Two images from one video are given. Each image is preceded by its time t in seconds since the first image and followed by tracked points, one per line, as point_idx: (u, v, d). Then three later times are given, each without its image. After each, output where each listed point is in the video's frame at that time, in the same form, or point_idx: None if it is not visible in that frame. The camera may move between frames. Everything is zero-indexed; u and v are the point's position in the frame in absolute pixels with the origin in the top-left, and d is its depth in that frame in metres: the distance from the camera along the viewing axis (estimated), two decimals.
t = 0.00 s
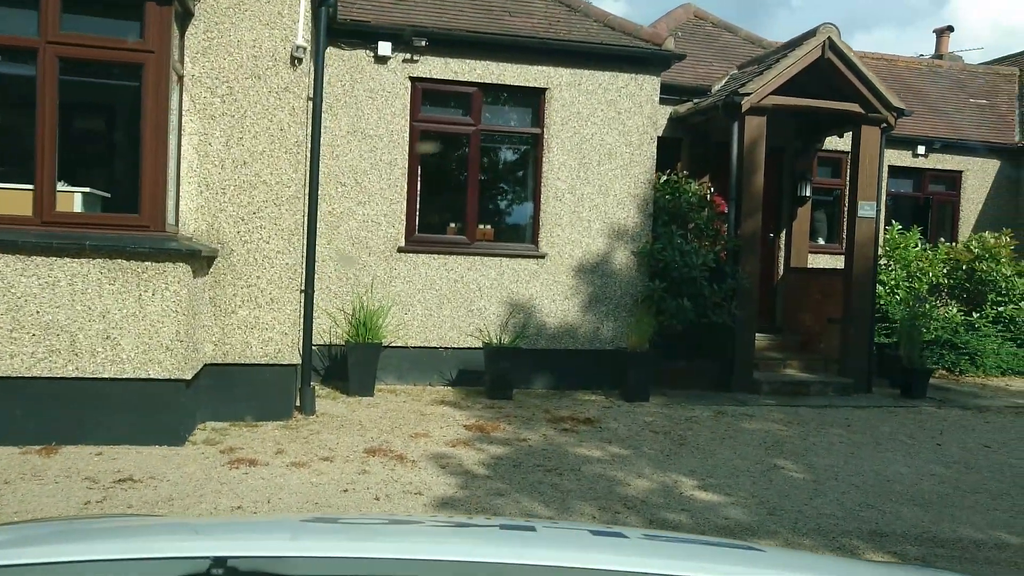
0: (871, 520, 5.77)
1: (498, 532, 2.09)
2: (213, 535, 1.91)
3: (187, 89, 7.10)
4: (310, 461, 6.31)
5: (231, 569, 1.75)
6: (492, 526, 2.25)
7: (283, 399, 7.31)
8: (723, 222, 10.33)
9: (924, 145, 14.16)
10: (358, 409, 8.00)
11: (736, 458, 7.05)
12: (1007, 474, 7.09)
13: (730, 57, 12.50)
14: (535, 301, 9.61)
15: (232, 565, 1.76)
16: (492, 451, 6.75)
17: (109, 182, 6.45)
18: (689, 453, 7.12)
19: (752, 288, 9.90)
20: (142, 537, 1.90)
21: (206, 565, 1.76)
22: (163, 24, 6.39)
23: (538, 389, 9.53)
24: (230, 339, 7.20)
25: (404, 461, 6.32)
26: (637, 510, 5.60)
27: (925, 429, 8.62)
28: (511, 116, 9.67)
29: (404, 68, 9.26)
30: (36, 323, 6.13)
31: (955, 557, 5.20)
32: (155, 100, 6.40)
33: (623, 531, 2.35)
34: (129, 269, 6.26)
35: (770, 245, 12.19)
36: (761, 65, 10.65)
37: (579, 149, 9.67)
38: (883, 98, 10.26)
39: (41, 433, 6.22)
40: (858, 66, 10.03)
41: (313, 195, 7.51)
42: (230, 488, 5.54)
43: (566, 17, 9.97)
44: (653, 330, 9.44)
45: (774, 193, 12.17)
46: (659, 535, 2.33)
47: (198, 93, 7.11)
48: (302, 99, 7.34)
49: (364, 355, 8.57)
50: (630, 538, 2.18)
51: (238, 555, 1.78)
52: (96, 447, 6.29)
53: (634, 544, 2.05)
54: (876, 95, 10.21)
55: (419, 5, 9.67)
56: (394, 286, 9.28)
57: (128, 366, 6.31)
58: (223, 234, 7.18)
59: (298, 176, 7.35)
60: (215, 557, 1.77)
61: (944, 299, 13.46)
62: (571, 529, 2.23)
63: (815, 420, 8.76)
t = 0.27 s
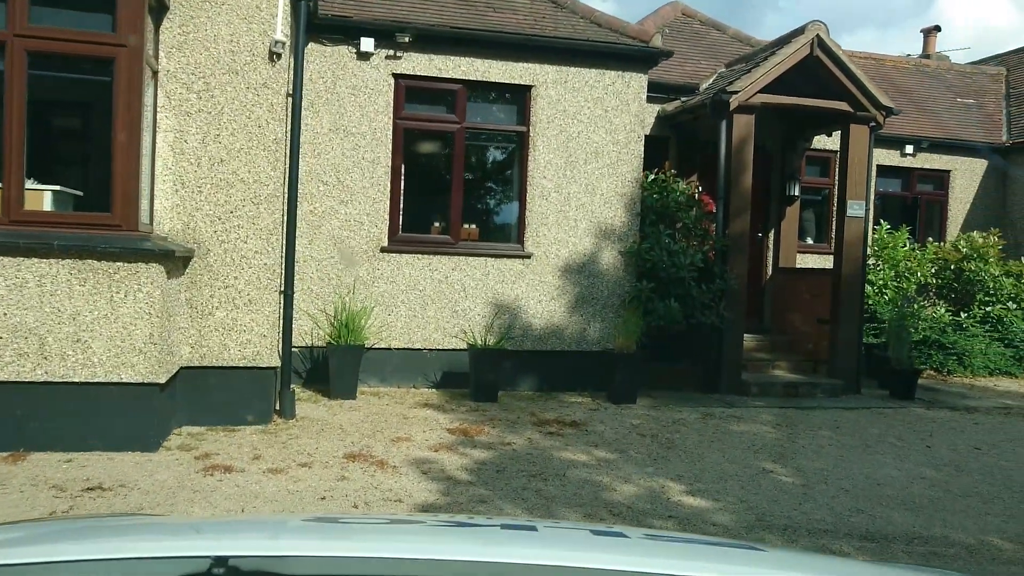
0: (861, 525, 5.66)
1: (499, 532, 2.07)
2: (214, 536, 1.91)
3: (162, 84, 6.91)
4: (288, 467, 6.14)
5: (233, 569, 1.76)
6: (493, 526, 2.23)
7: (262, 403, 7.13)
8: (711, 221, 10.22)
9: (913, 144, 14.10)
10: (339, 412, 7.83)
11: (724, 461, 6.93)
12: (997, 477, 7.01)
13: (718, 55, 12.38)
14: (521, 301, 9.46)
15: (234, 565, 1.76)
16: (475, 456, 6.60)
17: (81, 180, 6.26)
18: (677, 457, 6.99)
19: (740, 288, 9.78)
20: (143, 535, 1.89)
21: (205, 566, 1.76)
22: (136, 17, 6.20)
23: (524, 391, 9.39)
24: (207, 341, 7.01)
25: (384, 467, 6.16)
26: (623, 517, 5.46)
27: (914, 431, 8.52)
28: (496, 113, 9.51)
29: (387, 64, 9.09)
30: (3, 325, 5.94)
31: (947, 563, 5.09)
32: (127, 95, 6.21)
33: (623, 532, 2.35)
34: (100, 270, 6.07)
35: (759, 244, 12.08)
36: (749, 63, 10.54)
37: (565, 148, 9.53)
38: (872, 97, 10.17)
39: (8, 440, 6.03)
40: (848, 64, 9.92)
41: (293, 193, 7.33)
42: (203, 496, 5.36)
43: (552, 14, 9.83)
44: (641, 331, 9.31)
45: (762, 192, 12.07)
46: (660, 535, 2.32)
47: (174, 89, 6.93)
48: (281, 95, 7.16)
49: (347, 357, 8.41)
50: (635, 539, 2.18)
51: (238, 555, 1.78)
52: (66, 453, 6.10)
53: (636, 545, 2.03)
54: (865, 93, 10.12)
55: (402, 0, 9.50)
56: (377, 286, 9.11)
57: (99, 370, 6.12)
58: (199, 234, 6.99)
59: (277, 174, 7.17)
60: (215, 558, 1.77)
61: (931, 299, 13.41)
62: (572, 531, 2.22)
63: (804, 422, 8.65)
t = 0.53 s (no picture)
0: (851, 531, 5.54)
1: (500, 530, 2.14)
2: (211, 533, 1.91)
3: (134, 79, 6.71)
4: (264, 473, 5.96)
5: (234, 570, 1.74)
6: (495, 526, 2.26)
7: (239, 407, 6.95)
8: (698, 221, 10.10)
9: (900, 144, 14.05)
10: (319, 416, 7.66)
11: (711, 465, 6.80)
12: (987, 480, 6.92)
13: (705, 53, 12.27)
14: (505, 302, 9.31)
15: (236, 566, 1.73)
16: (457, 461, 6.44)
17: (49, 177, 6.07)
18: (663, 461, 6.86)
19: (728, 288, 9.67)
20: (146, 534, 1.90)
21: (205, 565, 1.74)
22: (106, 9, 6.01)
23: (508, 394, 9.24)
24: (182, 344, 6.82)
25: (364, 473, 5.99)
26: (609, 524, 5.32)
27: (903, 433, 8.43)
28: (480, 111, 9.36)
29: (369, 61, 8.92)
30: None
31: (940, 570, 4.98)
32: (97, 91, 6.02)
33: (623, 532, 2.37)
34: (68, 271, 5.87)
35: (746, 244, 11.99)
36: (736, 61, 10.43)
37: (551, 146, 9.39)
38: (860, 96, 10.08)
39: None
40: (835, 62, 9.83)
41: (271, 192, 7.16)
42: (173, 505, 5.17)
43: (537, 11, 9.69)
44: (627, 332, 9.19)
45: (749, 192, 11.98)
46: (659, 536, 2.35)
47: (147, 84, 6.73)
48: (258, 91, 6.99)
49: (328, 359, 8.25)
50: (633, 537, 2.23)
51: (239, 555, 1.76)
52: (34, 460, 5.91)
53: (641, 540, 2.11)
54: (853, 92, 10.03)
55: None
56: (358, 287, 8.93)
57: (68, 374, 5.93)
58: (173, 233, 6.80)
59: (254, 172, 6.99)
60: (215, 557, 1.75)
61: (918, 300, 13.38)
62: (572, 532, 2.23)
63: (792, 424, 8.54)
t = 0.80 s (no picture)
0: (842, 537, 5.42)
1: (499, 532, 2.09)
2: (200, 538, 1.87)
3: (106, 74, 6.51)
4: (240, 480, 5.79)
5: (232, 570, 1.75)
6: (493, 527, 2.20)
7: (215, 411, 6.76)
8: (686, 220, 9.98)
9: (887, 143, 13.99)
10: (298, 420, 7.48)
11: (699, 469, 6.67)
12: (978, 483, 6.83)
13: (692, 50, 12.15)
14: (490, 303, 9.15)
15: (232, 566, 1.75)
16: (439, 465, 6.28)
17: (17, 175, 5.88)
18: (650, 464, 6.72)
19: (716, 288, 9.56)
20: (143, 536, 1.93)
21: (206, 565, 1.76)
22: None
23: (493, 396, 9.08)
24: (156, 346, 6.64)
25: (342, 479, 5.82)
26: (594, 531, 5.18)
27: (893, 434, 8.32)
28: (464, 108, 9.20)
29: (350, 56, 8.74)
30: None
31: None
32: (66, 85, 5.82)
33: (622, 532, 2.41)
34: (35, 271, 5.68)
35: (734, 243, 11.87)
36: (724, 58, 10.32)
37: (536, 144, 9.24)
38: (849, 94, 9.98)
39: None
40: (824, 60, 9.72)
41: (248, 191, 6.98)
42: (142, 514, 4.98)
43: (522, 6, 9.54)
44: (614, 333, 9.06)
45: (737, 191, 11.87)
46: (657, 535, 2.39)
47: (119, 79, 6.52)
48: (234, 86, 6.80)
49: (307, 361, 8.08)
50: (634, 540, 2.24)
51: (236, 556, 1.77)
52: None
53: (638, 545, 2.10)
54: (842, 90, 9.93)
55: None
56: (340, 287, 8.75)
57: (35, 379, 5.73)
58: (147, 233, 6.60)
59: (230, 170, 6.81)
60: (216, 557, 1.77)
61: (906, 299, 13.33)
62: (572, 531, 2.25)
63: (781, 426, 8.42)
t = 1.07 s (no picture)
0: (833, 541, 5.31)
1: (500, 532, 2.04)
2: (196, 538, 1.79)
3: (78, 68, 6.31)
4: (217, 485, 5.63)
5: (231, 571, 1.63)
6: (492, 527, 2.16)
7: (192, 415, 6.60)
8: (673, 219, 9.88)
9: (875, 142, 13.95)
10: (278, 423, 7.32)
11: (687, 472, 6.56)
12: (967, 485, 6.76)
13: (679, 48, 12.06)
14: (475, 303, 9.01)
15: (232, 566, 1.63)
16: (422, 470, 6.14)
17: None
18: (637, 467, 6.61)
19: (704, 288, 9.46)
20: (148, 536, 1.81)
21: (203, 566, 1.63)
22: None
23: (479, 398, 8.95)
24: (131, 348, 6.47)
25: (322, 485, 5.67)
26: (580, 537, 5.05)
27: (882, 436, 8.24)
28: (449, 106, 9.06)
29: (332, 53, 8.59)
30: None
31: None
32: (35, 81, 5.64)
33: (622, 532, 2.35)
34: (3, 272, 5.51)
35: (722, 243, 11.79)
36: (711, 56, 10.22)
37: (522, 142, 9.11)
38: (837, 92, 9.91)
39: None
40: (812, 58, 9.65)
41: (225, 189, 6.83)
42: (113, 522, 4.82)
43: (507, 3, 9.41)
44: (601, 334, 8.95)
45: (725, 190, 11.78)
46: (657, 535, 2.32)
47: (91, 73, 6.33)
48: (210, 82, 6.63)
49: (287, 363, 7.91)
50: (632, 539, 2.15)
51: (237, 556, 1.66)
52: None
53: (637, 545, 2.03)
54: (830, 88, 9.85)
55: None
56: (322, 288, 8.60)
57: (4, 383, 5.56)
58: (121, 232, 6.43)
59: (207, 167, 6.66)
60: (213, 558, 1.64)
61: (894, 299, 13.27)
62: (571, 531, 2.18)
63: (769, 427, 8.33)
